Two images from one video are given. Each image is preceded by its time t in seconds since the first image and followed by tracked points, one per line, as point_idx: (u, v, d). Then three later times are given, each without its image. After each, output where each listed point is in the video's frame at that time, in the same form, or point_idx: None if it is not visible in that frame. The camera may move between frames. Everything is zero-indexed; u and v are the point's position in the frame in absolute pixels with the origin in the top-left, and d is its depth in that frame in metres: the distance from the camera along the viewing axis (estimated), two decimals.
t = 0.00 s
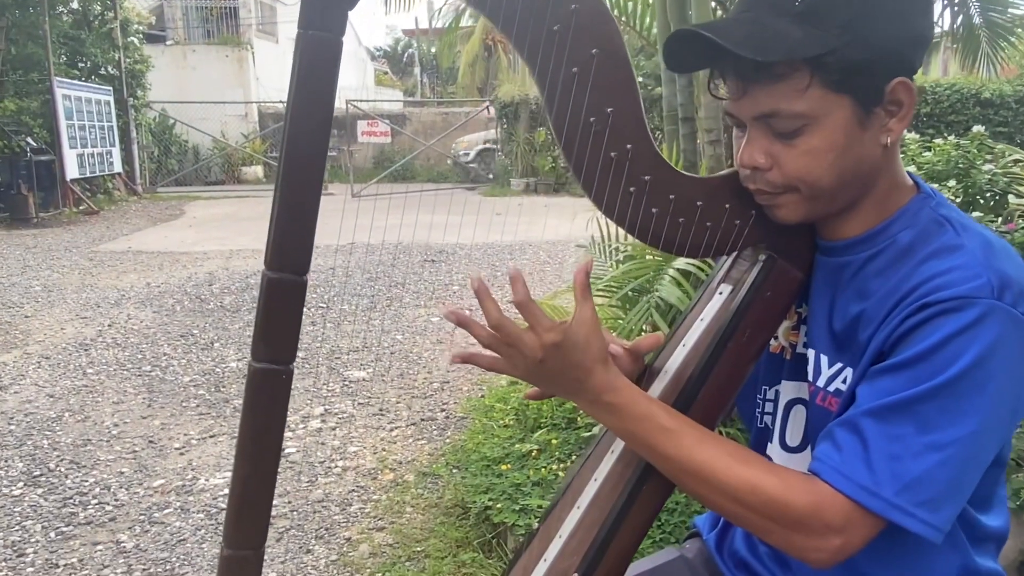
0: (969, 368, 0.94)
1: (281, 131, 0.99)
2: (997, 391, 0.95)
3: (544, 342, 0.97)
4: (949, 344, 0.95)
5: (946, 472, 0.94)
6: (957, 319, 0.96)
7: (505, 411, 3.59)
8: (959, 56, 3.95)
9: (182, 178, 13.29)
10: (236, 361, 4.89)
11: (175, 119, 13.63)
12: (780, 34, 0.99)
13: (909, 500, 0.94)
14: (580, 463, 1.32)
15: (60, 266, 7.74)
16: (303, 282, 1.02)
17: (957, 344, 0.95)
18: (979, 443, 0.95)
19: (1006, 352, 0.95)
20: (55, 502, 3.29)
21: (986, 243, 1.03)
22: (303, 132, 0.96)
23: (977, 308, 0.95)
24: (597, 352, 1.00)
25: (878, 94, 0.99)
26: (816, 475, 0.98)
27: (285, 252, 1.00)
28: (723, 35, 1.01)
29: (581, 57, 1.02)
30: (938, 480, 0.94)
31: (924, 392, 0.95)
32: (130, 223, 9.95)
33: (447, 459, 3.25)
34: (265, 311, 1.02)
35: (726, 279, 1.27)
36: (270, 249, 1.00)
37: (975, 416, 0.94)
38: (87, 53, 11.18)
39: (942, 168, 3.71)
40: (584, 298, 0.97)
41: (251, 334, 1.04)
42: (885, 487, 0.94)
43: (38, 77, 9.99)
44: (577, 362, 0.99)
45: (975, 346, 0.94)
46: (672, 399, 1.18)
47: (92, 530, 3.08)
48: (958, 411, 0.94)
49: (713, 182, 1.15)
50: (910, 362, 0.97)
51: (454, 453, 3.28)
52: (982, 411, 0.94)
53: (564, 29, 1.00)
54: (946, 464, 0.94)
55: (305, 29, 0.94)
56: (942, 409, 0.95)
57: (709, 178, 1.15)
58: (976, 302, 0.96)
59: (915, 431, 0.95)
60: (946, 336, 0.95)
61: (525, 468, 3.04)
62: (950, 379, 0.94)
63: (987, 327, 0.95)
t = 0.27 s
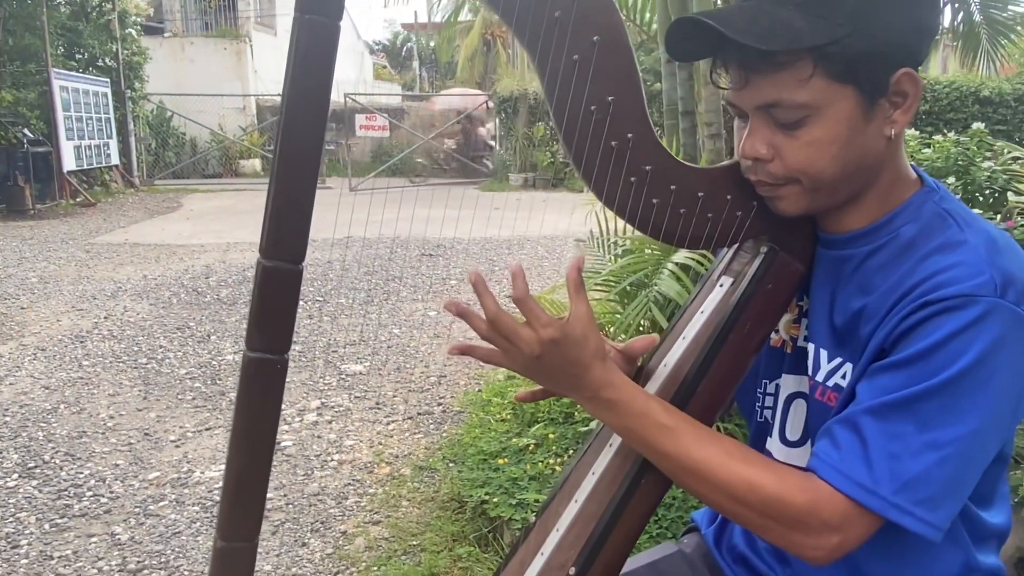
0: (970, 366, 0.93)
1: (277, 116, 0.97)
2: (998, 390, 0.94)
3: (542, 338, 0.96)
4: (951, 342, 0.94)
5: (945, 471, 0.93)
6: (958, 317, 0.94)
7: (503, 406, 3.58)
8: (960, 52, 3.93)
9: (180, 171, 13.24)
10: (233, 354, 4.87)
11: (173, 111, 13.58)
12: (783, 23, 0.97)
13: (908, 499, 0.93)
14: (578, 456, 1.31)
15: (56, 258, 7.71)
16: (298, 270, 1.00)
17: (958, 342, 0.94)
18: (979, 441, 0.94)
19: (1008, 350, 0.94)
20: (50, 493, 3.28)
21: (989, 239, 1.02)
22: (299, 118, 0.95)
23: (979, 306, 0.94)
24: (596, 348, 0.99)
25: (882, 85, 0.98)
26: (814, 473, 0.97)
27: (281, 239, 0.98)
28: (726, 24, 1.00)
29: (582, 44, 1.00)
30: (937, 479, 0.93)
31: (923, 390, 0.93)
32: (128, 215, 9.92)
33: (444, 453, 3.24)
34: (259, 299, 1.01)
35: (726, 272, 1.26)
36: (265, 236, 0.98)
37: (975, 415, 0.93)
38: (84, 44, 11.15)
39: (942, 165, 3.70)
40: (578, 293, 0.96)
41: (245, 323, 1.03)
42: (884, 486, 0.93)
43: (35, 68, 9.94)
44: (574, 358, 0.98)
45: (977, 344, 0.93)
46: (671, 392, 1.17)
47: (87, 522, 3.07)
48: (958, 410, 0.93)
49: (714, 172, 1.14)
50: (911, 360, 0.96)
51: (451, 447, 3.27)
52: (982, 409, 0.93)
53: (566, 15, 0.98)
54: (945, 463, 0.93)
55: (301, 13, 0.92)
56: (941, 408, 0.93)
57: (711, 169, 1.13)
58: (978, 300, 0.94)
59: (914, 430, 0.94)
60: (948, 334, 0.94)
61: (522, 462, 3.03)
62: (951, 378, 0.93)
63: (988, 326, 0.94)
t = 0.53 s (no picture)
0: (973, 361, 0.92)
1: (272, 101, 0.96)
2: (1000, 385, 0.93)
3: (541, 344, 0.96)
4: (954, 337, 0.93)
5: (947, 466, 0.92)
6: (961, 311, 0.93)
7: (499, 400, 3.58)
8: (958, 49, 3.93)
9: (177, 163, 13.19)
10: (229, 347, 4.85)
11: (170, 103, 13.52)
12: (787, 7, 0.95)
13: (909, 495, 0.92)
14: (575, 449, 1.30)
15: (53, 249, 7.68)
16: (293, 257, 0.99)
17: (961, 336, 0.93)
18: (981, 436, 0.93)
19: (1011, 345, 0.93)
20: (45, 484, 3.26)
21: (993, 232, 1.01)
22: (295, 102, 0.94)
23: (983, 300, 0.93)
24: (596, 351, 0.99)
25: (887, 74, 0.97)
26: (814, 468, 0.96)
27: (275, 225, 0.97)
28: (730, 8, 0.98)
29: (583, 31, 0.99)
30: (939, 475, 0.92)
31: (925, 385, 0.92)
32: (124, 207, 9.89)
33: (440, 446, 3.23)
34: (253, 286, 1.00)
35: (726, 265, 1.25)
36: (260, 222, 0.97)
37: (978, 410, 0.92)
38: (82, 35, 11.09)
39: (941, 161, 3.69)
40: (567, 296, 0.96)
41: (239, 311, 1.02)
42: (885, 481, 0.92)
43: (32, 59, 9.89)
44: (573, 362, 0.98)
45: (980, 339, 0.92)
46: (670, 384, 1.16)
47: (81, 513, 3.06)
48: (961, 405, 0.92)
49: (715, 162, 1.13)
50: (912, 356, 0.95)
51: (447, 441, 3.26)
52: (984, 404, 0.92)
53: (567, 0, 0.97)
54: (947, 459, 0.92)
55: None
56: (944, 403, 0.92)
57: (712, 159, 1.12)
58: (982, 294, 0.93)
59: (916, 425, 0.93)
60: (951, 328, 0.93)
61: (518, 456, 3.02)
62: (954, 373, 0.92)
63: (990, 321, 0.93)
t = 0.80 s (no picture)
0: (979, 352, 0.91)
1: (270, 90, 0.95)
2: (1005, 377, 0.92)
3: (540, 333, 0.94)
4: (960, 327, 0.92)
5: (951, 458, 0.91)
6: (968, 302, 0.93)
7: (497, 393, 3.57)
8: (958, 46, 3.92)
9: (173, 155, 13.15)
10: (225, 339, 4.83)
11: (167, 95, 13.46)
12: None
13: (913, 486, 0.91)
14: (574, 442, 1.29)
15: (48, 241, 7.64)
16: (291, 247, 0.98)
17: (967, 327, 0.92)
18: (985, 429, 0.92)
19: (1015, 337, 0.92)
20: (39, 476, 3.25)
21: (999, 225, 1.00)
22: (293, 88, 0.92)
23: (989, 290, 0.93)
24: (596, 339, 0.97)
25: (893, 62, 0.98)
26: (817, 459, 0.95)
27: (273, 215, 0.96)
28: None
29: (586, 19, 0.98)
30: (943, 467, 0.91)
31: (930, 376, 0.92)
32: (120, 199, 9.85)
33: (436, 438, 3.22)
34: (252, 275, 0.99)
35: (727, 257, 1.24)
36: (258, 212, 0.96)
37: (982, 402, 0.92)
38: (78, 25, 11.05)
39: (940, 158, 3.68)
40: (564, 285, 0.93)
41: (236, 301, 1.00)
42: (889, 472, 0.91)
43: (28, 49, 9.84)
44: (573, 352, 0.96)
45: (986, 330, 0.92)
46: (671, 376, 1.15)
47: (76, 505, 3.04)
48: (965, 397, 0.92)
49: (717, 153, 1.12)
50: (917, 347, 0.94)
51: (444, 434, 3.25)
52: (989, 396, 0.92)
53: None
54: (951, 450, 0.91)
55: None
56: (948, 394, 0.92)
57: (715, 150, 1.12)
58: (988, 286, 0.93)
59: (920, 417, 0.92)
60: (956, 319, 0.92)
61: (515, 449, 3.01)
62: (959, 364, 0.91)
63: (996, 312, 0.92)
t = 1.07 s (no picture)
0: (984, 344, 0.91)
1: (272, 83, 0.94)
2: (1008, 371, 0.92)
3: (541, 307, 0.92)
4: (965, 318, 0.91)
5: (952, 450, 0.91)
6: (973, 293, 0.92)
7: (495, 389, 3.56)
8: (959, 43, 3.92)
9: (171, 150, 13.11)
10: (223, 334, 4.82)
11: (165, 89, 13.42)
12: None
13: (914, 478, 0.90)
14: (576, 440, 1.28)
15: (45, 235, 7.62)
16: (292, 242, 0.97)
17: (972, 318, 0.91)
18: (987, 423, 0.92)
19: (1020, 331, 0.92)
20: (36, 470, 3.24)
21: (1006, 220, 1.00)
22: (294, 82, 0.91)
23: (995, 282, 0.92)
24: (598, 316, 0.96)
25: (903, 55, 0.97)
26: (818, 448, 0.94)
27: (275, 209, 0.95)
28: None
29: (591, 12, 0.97)
30: (945, 459, 0.91)
31: (934, 367, 0.91)
32: (118, 193, 9.82)
33: (435, 434, 3.21)
34: (252, 270, 0.98)
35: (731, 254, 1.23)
36: (259, 205, 0.95)
37: (985, 395, 0.91)
38: (76, 19, 11.01)
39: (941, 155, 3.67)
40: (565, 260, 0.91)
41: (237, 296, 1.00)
42: (890, 463, 0.91)
43: (26, 42, 9.80)
44: (574, 328, 0.94)
45: (991, 322, 0.91)
46: (674, 372, 1.14)
47: (73, 499, 3.04)
48: (968, 389, 0.91)
49: (723, 148, 1.11)
50: (922, 336, 0.93)
51: (443, 430, 3.24)
52: (992, 389, 0.91)
53: None
54: (953, 443, 0.91)
55: None
56: (951, 386, 0.91)
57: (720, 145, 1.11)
58: (994, 277, 0.92)
59: (923, 407, 0.92)
60: (962, 310, 0.92)
61: (514, 446, 3.01)
62: (964, 355, 0.90)
63: (1002, 304, 0.92)
